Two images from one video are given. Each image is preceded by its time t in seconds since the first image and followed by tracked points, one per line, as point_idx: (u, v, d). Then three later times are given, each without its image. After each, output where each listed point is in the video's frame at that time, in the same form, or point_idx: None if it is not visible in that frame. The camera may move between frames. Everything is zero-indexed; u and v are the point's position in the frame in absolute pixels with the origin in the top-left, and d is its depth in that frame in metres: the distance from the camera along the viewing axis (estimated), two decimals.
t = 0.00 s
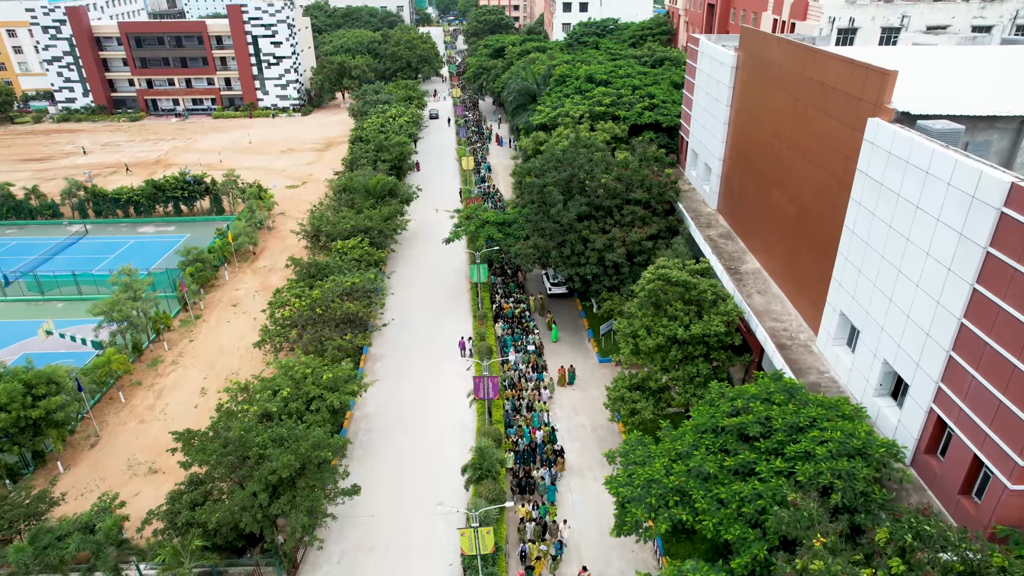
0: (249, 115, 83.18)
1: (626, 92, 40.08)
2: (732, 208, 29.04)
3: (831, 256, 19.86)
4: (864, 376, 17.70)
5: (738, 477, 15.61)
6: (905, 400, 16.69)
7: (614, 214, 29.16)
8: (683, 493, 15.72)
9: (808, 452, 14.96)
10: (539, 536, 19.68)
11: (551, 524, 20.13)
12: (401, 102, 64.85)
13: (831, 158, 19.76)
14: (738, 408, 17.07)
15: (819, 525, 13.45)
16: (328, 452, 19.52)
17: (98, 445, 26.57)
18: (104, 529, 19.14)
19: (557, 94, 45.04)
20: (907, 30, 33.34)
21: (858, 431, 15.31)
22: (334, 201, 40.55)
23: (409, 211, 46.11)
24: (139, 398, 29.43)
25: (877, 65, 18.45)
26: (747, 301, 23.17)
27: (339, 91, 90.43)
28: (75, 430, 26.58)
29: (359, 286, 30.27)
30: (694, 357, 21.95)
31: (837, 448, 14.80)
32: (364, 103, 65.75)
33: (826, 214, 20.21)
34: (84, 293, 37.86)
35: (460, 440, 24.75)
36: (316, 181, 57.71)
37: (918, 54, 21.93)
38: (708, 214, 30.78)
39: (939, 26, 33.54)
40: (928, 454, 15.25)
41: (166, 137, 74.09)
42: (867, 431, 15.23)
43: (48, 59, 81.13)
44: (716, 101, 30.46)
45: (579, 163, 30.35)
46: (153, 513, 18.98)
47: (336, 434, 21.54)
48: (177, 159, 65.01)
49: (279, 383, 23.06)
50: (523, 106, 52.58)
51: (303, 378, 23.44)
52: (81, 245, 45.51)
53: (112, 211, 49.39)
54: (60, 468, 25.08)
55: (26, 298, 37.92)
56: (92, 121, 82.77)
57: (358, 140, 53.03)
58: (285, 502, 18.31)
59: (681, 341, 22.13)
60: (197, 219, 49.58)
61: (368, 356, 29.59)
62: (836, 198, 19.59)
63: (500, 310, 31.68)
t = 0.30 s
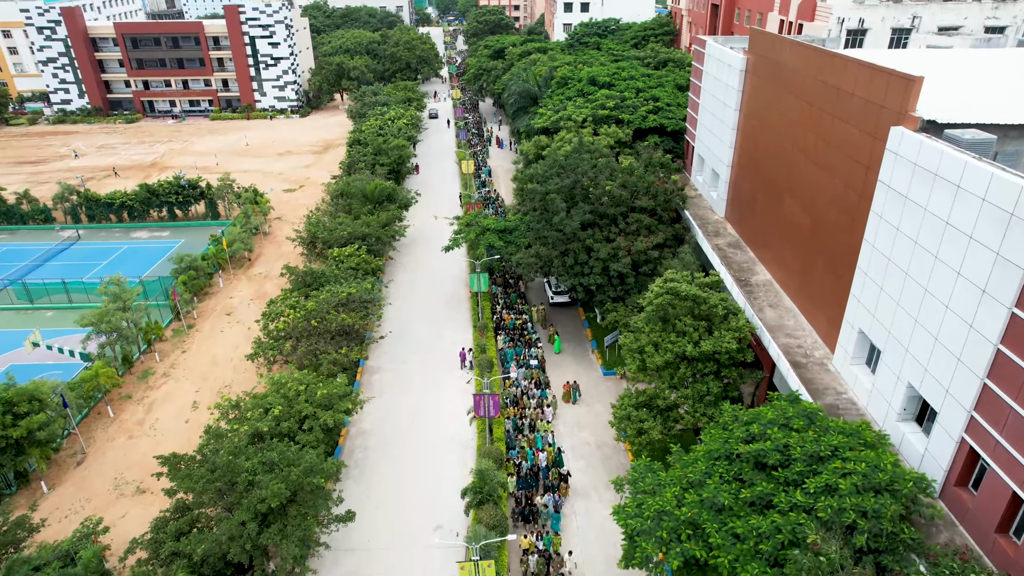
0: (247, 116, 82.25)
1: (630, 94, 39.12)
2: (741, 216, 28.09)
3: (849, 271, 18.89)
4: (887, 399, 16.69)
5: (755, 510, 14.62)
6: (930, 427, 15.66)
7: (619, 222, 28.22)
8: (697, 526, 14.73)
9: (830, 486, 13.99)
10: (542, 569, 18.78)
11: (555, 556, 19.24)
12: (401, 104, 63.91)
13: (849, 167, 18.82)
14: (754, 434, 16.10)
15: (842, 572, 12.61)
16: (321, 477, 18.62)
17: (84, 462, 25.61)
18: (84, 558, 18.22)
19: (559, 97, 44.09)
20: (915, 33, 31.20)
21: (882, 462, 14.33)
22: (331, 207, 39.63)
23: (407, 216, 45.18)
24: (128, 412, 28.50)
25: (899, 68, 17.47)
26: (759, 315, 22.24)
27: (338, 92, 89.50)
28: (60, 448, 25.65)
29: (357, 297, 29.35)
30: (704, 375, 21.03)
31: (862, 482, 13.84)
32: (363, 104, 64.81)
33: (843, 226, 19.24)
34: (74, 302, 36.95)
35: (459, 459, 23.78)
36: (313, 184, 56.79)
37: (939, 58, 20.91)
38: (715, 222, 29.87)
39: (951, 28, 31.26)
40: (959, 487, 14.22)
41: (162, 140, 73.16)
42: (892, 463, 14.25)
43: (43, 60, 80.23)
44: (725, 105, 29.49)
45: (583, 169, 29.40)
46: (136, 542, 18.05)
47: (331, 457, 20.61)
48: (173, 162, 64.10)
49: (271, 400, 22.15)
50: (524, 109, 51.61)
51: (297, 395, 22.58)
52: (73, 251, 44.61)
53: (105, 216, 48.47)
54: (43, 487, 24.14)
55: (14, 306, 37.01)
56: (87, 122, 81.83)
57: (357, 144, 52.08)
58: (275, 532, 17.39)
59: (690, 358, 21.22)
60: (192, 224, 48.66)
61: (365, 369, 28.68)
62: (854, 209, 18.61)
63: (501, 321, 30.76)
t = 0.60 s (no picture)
0: (244, 118, 81.27)
1: (633, 97, 38.15)
2: (749, 226, 27.15)
3: (868, 287, 17.93)
4: (910, 426, 15.72)
5: (773, 547, 13.53)
6: (959, 458, 14.69)
7: (623, 231, 27.26)
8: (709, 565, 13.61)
9: (855, 525, 12.94)
10: None
11: None
12: (399, 105, 62.93)
13: (868, 178, 17.86)
14: (770, 465, 15.09)
15: None
16: (311, 506, 17.63)
17: (67, 482, 24.62)
18: None
19: (561, 100, 43.12)
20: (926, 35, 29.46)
21: (911, 499, 13.34)
22: (327, 213, 38.64)
23: (405, 222, 44.19)
24: (114, 428, 27.51)
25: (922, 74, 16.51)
26: (771, 332, 21.26)
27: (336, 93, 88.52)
28: (42, 467, 24.66)
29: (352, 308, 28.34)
30: (714, 396, 20.05)
31: (889, 522, 12.82)
32: (360, 106, 63.82)
33: (861, 239, 18.28)
34: (62, 311, 35.97)
35: (457, 480, 22.81)
36: (310, 188, 55.80)
37: (961, 62, 19.92)
38: (723, 231, 28.91)
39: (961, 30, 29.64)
40: (994, 526, 13.26)
41: (157, 142, 72.18)
42: (922, 502, 13.27)
43: (37, 61, 79.30)
44: (732, 110, 28.53)
45: (586, 177, 28.43)
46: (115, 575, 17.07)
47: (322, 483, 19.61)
48: (168, 165, 63.10)
49: (260, 421, 21.17)
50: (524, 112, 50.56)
51: (288, 414, 21.61)
52: (64, 257, 43.66)
53: (97, 221, 47.50)
54: (24, 510, 23.15)
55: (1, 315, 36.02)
56: (82, 124, 80.86)
57: (354, 147, 51.11)
58: (261, 565, 16.39)
59: (699, 377, 20.25)
60: (185, 229, 47.67)
61: (360, 383, 27.72)
62: (874, 222, 17.64)
63: (501, 333, 29.80)
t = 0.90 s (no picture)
0: (241, 120, 80.27)
1: (637, 101, 37.15)
2: (759, 236, 26.16)
3: (890, 308, 16.92)
4: (939, 459, 14.70)
5: None
6: (994, 495, 13.68)
7: (628, 242, 26.27)
8: None
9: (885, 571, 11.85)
10: None
11: None
12: (398, 108, 61.93)
13: (891, 192, 16.85)
14: (790, 501, 14.04)
15: None
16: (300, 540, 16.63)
17: (48, 504, 23.60)
18: None
19: (562, 103, 42.12)
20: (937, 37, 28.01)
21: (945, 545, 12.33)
22: (322, 220, 37.64)
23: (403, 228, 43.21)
24: (99, 445, 26.51)
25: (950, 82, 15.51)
26: (785, 351, 20.26)
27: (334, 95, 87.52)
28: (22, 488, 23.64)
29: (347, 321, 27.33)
30: (725, 420, 19.05)
31: (923, 570, 11.77)
32: (358, 108, 62.81)
33: (882, 257, 17.27)
34: (49, 320, 34.95)
35: (455, 505, 21.81)
36: (307, 192, 54.77)
37: (986, 68, 18.89)
38: (731, 241, 27.95)
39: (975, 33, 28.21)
40: None
41: (152, 144, 71.15)
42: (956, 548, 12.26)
43: (31, 62, 78.29)
44: (741, 116, 27.55)
45: (590, 185, 27.42)
46: None
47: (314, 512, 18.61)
48: (162, 168, 62.10)
49: (249, 443, 20.18)
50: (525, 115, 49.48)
51: (278, 437, 20.60)
52: (53, 264, 42.64)
53: (89, 226, 46.49)
54: (2, 535, 22.15)
55: None
56: (77, 126, 79.86)
57: (351, 150, 50.10)
58: None
59: (709, 400, 19.26)
60: (179, 235, 46.66)
61: (355, 399, 26.74)
62: (897, 238, 16.62)
63: (502, 347, 28.81)
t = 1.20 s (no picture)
0: (237, 122, 79.24)
1: (641, 106, 36.13)
2: (770, 246, 25.17)
3: (917, 329, 15.92)
4: (973, 497, 13.70)
5: None
6: None
7: (634, 253, 25.25)
8: None
9: None
10: None
11: None
12: (396, 110, 60.92)
13: (917, 206, 15.84)
14: (813, 544, 12.99)
15: None
16: None
17: (28, 529, 22.58)
18: None
19: (564, 107, 41.08)
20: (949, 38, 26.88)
21: None
22: (318, 227, 36.61)
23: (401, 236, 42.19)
24: (84, 464, 25.50)
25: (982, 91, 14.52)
26: (801, 372, 19.23)
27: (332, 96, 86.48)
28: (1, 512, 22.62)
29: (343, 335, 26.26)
30: (738, 446, 18.02)
31: None
32: (356, 111, 61.76)
33: (907, 275, 16.28)
34: (35, 331, 33.93)
35: (454, 531, 20.80)
36: (303, 196, 53.74)
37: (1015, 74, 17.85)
38: (740, 252, 26.97)
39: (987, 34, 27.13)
40: None
41: (147, 147, 70.16)
42: None
43: (25, 63, 77.29)
44: (750, 122, 26.55)
45: (594, 194, 26.39)
46: None
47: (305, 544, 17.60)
48: (157, 171, 61.10)
49: (237, 468, 19.15)
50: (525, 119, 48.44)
51: (268, 462, 19.57)
52: (43, 272, 41.62)
53: (80, 232, 45.47)
54: None
55: None
56: (71, 128, 78.89)
57: (348, 154, 49.07)
58: None
59: (721, 424, 18.23)
60: (172, 241, 45.63)
61: (350, 417, 25.72)
62: (923, 256, 15.63)
63: (502, 362, 27.78)
